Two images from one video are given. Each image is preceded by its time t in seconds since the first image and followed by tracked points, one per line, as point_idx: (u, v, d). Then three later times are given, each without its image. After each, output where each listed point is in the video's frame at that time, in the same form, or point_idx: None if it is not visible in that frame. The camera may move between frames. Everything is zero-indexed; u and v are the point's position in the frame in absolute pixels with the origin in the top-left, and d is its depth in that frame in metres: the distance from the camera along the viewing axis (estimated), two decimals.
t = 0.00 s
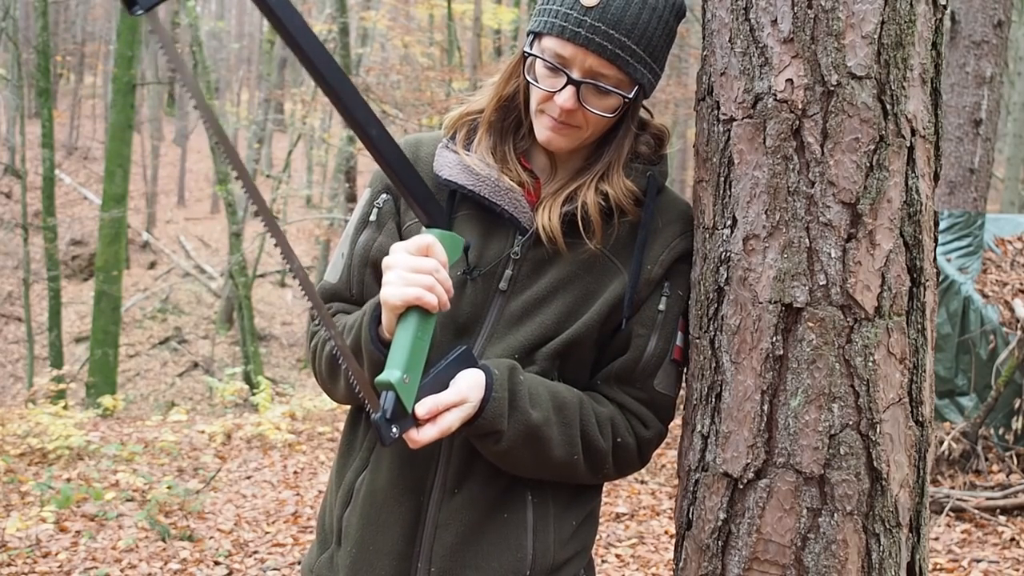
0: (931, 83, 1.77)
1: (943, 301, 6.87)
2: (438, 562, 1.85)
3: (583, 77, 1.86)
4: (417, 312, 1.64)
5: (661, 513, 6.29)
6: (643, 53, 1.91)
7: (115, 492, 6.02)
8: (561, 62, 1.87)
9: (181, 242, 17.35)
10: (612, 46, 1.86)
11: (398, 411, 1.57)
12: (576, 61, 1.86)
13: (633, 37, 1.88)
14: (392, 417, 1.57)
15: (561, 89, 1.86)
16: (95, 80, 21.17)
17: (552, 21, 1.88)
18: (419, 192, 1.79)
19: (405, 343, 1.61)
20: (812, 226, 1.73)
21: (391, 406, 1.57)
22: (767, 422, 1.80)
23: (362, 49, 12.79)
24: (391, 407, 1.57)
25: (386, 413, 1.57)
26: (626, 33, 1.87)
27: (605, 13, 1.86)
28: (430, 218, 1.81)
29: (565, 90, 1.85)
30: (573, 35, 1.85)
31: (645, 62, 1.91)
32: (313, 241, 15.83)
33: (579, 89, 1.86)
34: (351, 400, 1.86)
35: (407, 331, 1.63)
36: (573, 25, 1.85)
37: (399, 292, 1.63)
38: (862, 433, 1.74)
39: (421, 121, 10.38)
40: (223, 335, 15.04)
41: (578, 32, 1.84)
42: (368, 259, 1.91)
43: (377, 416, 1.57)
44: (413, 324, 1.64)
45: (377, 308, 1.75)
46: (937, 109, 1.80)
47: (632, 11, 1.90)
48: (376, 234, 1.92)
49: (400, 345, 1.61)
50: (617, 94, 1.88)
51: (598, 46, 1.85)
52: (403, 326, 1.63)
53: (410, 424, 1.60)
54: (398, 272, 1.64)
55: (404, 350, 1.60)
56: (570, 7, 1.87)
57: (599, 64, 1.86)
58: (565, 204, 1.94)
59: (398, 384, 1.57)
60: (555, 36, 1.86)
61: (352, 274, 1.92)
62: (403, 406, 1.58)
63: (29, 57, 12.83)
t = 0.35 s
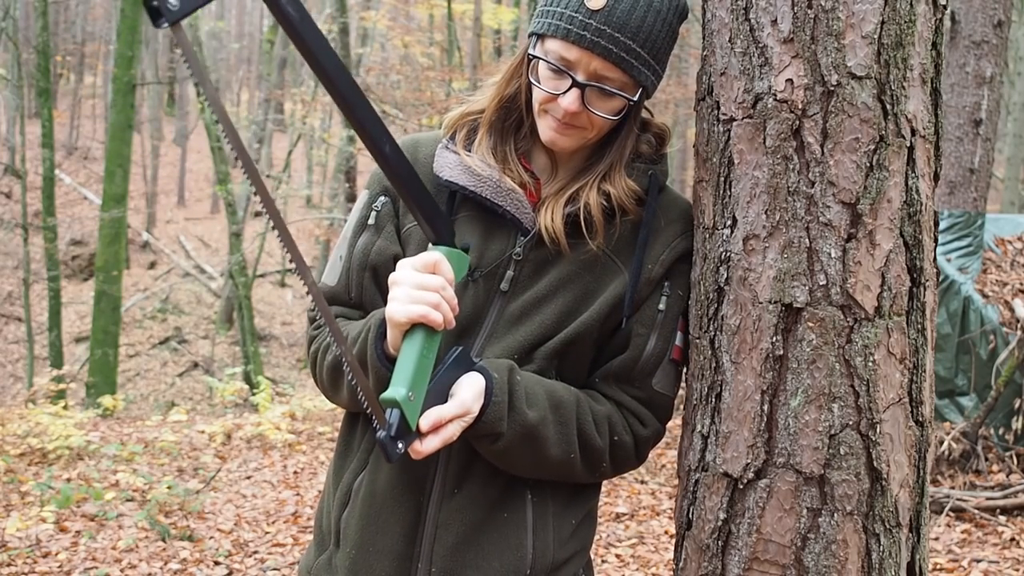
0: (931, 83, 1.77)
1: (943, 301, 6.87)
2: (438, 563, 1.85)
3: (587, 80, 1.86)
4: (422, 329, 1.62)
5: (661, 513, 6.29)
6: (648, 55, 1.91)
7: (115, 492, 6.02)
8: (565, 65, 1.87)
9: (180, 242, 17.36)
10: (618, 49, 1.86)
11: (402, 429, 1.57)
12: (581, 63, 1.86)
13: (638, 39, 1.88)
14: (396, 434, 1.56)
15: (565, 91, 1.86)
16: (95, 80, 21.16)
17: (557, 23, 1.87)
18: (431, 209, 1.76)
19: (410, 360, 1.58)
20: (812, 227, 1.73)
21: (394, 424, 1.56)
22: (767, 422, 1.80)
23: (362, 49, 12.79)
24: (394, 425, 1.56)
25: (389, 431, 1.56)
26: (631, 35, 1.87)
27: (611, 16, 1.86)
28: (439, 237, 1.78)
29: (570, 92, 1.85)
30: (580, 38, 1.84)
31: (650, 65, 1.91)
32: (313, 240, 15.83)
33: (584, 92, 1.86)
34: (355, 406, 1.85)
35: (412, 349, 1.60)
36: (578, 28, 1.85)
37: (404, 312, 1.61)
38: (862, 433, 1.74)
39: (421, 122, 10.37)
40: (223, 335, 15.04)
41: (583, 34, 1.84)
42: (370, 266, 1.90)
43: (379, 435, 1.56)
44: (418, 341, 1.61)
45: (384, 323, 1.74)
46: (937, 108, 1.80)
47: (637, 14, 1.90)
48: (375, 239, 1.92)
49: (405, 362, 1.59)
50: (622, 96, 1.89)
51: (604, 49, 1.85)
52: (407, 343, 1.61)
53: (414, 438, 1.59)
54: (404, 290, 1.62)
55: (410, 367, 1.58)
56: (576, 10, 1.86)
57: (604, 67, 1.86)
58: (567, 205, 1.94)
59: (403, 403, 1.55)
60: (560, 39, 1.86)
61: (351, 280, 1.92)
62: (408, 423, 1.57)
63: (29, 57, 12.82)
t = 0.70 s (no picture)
0: (931, 83, 1.77)
1: (943, 301, 6.87)
2: (436, 564, 1.84)
3: (588, 81, 1.86)
4: (436, 324, 1.60)
5: (661, 513, 6.29)
6: (649, 57, 1.90)
7: (115, 492, 6.02)
8: (566, 66, 1.87)
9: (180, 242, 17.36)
10: (618, 51, 1.85)
11: (403, 418, 1.52)
12: (581, 65, 1.86)
13: (640, 42, 1.89)
14: (399, 421, 1.51)
15: (566, 93, 1.86)
16: (95, 80, 21.18)
17: (558, 24, 1.87)
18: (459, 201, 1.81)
19: (420, 350, 1.55)
20: (812, 227, 1.73)
21: (397, 409, 1.52)
22: (767, 422, 1.80)
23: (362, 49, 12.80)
24: (397, 411, 1.52)
25: (392, 415, 1.51)
26: (633, 37, 1.87)
27: (612, 18, 1.86)
28: (464, 237, 1.82)
29: (570, 94, 1.85)
30: (582, 40, 1.84)
31: (650, 66, 1.91)
32: (312, 240, 15.87)
33: (584, 93, 1.86)
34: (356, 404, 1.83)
35: (425, 339, 1.58)
36: (578, 30, 1.84)
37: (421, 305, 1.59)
38: (862, 433, 1.74)
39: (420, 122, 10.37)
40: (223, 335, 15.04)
41: (585, 37, 1.84)
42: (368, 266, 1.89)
43: (381, 421, 1.51)
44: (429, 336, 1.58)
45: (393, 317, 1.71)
46: (936, 109, 1.80)
47: (637, 16, 1.90)
48: (374, 239, 1.92)
49: (415, 350, 1.55)
50: (622, 99, 1.89)
51: (605, 51, 1.85)
52: (418, 337, 1.58)
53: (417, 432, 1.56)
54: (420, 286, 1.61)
55: (420, 357, 1.54)
56: (576, 12, 1.86)
57: (605, 69, 1.86)
58: (568, 206, 1.94)
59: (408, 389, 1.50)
60: (561, 40, 1.86)
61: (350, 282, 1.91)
62: (409, 412, 1.52)
63: (29, 57, 12.82)
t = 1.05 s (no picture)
0: (931, 83, 1.77)
1: (943, 301, 6.87)
2: (436, 567, 1.84)
3: (578, 65, 1.86)
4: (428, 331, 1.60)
5: (661, 513, 6.29)
6: (641, 43, 1.90)
7: (115, 492, 6.02)
8: (557, 50, 1.87)
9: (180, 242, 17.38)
10: (608, 34, 1.86)
11: (407, 434, 1.58)
12: (572, 48, 1.86)
13: (629, 24, 1.88)
14: (403, 439, 1.58)
15: (556, 77, 1.85)
16: (96, 80, 21.19)
17: (550, 10, 1.89)
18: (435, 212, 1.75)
19: (414, 366, 1.58)
20: (812, 227, 1.73)
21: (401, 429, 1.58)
22: (767, 422, 1.80)
23: (362, 49, 12.81)
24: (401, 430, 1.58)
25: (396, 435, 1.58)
26: (622, 19, 1.87)
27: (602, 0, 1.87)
28: (443, 240, 1.77)
29: (561, 77, 1.85)
30: (572, 23, 1.86)
31: (642, 52, 1.91)
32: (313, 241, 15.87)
33: (575, 77, 1.85)
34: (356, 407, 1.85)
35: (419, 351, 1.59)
36: (568, 13, 1.86)
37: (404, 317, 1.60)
38: (862, 433, 1.74)
39: (420, 122, 10.37)
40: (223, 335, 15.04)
41: (573, 19, 1.85)
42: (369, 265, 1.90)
43: (388, 439, 1.59)
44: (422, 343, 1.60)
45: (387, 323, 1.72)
46: (937, 109, 1.80)
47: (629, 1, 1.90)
48: (376, 239, 1.92)
49: (409, 369, 1.58)
50: (614, 83, 1.88)
51: (593, 32, 1.85)
52: (411, 349, 1.60)
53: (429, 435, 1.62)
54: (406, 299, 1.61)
55: (413, 375, 1.57)
56: None
57: (596, 53, 1.87)
58: (569, 206, 1.93)
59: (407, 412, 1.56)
60: (553, 24, 1.87)
61: (352, 282, 1.92)
62: (413, 429, 1.58)
63: (29, 57, 12.83)
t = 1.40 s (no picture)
0: (931, 83, 1.77)
1: (943, 301, 6.86)
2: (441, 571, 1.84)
3: (566, 52, 1.87)
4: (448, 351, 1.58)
5: (661, 513, 6.28)
6: (628, 30, 1.90)
7: (115, 492, 6.02)
8: (544, 39, 1.88)
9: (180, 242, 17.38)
10: (594, 20, 1.86)
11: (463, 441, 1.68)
12: (559, 36, 1.87)
13: (614, 9, 1.88)
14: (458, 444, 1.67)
15: (544, 66, 1.86)
16: (96, 80, 21.21)
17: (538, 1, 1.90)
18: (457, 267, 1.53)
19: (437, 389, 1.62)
20: (812, 227, 1.73)
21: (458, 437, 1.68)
22: (767, 422, 1.80)
23: (362, 49, 12.82)
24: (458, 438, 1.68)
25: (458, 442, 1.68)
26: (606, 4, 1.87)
27: None
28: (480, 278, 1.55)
29: (548, 65, 1.85)
30: (558, 10, 1.86)
31: (630, 39, 1.91)
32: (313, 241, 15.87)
33: (561, 64, 1.86)
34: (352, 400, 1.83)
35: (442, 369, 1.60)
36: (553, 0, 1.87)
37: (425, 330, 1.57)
38: (862, 433, 1.74)
39: (421, 122, 10.36)
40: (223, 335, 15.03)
41: (558, 6, 1.86)
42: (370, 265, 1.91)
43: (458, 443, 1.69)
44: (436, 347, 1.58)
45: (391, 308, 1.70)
46: (937, 109, 1.80)
47: None
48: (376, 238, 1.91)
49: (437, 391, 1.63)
50: (601, 70, 1.88)
51: (578, 18, 1.85)
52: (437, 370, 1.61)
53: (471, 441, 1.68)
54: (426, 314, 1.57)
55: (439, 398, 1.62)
56: None
57: (583, 39, 1.87)
58: (570, 205, 1.93)
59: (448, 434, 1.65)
60: (540, 14, 1.89)
61: (354, 282, 1.92)
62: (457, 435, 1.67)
63: (29, 57, 12.83)
